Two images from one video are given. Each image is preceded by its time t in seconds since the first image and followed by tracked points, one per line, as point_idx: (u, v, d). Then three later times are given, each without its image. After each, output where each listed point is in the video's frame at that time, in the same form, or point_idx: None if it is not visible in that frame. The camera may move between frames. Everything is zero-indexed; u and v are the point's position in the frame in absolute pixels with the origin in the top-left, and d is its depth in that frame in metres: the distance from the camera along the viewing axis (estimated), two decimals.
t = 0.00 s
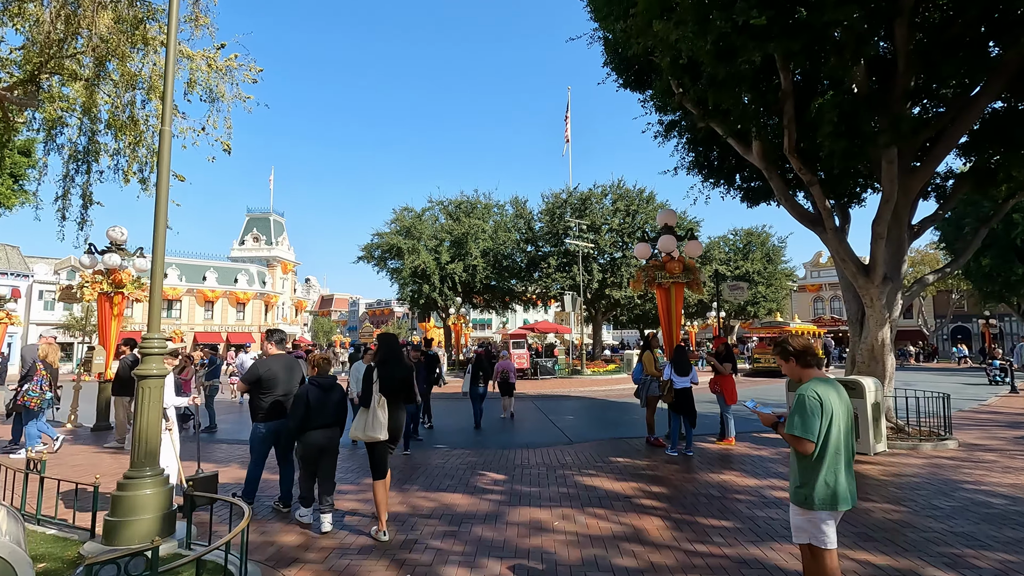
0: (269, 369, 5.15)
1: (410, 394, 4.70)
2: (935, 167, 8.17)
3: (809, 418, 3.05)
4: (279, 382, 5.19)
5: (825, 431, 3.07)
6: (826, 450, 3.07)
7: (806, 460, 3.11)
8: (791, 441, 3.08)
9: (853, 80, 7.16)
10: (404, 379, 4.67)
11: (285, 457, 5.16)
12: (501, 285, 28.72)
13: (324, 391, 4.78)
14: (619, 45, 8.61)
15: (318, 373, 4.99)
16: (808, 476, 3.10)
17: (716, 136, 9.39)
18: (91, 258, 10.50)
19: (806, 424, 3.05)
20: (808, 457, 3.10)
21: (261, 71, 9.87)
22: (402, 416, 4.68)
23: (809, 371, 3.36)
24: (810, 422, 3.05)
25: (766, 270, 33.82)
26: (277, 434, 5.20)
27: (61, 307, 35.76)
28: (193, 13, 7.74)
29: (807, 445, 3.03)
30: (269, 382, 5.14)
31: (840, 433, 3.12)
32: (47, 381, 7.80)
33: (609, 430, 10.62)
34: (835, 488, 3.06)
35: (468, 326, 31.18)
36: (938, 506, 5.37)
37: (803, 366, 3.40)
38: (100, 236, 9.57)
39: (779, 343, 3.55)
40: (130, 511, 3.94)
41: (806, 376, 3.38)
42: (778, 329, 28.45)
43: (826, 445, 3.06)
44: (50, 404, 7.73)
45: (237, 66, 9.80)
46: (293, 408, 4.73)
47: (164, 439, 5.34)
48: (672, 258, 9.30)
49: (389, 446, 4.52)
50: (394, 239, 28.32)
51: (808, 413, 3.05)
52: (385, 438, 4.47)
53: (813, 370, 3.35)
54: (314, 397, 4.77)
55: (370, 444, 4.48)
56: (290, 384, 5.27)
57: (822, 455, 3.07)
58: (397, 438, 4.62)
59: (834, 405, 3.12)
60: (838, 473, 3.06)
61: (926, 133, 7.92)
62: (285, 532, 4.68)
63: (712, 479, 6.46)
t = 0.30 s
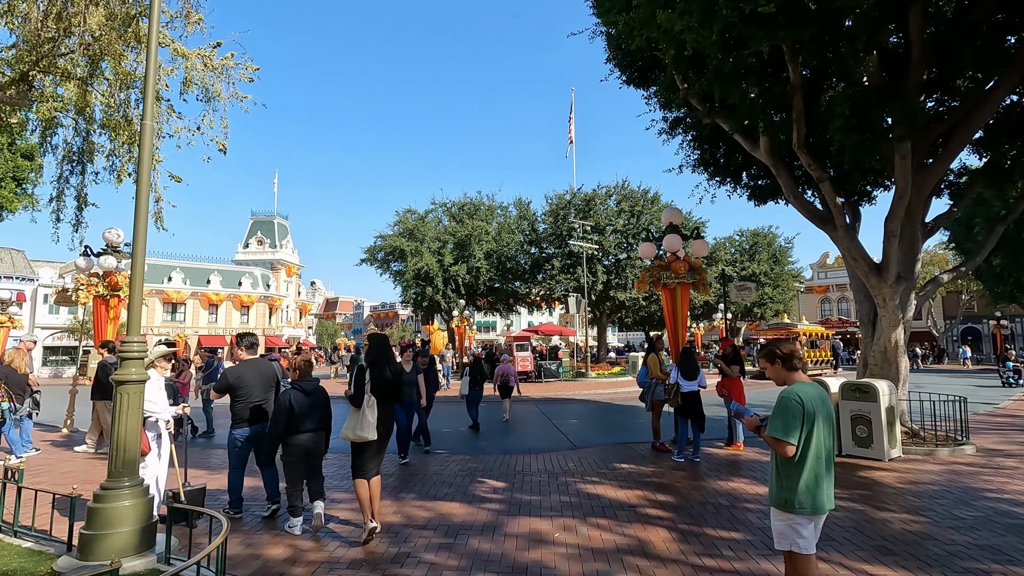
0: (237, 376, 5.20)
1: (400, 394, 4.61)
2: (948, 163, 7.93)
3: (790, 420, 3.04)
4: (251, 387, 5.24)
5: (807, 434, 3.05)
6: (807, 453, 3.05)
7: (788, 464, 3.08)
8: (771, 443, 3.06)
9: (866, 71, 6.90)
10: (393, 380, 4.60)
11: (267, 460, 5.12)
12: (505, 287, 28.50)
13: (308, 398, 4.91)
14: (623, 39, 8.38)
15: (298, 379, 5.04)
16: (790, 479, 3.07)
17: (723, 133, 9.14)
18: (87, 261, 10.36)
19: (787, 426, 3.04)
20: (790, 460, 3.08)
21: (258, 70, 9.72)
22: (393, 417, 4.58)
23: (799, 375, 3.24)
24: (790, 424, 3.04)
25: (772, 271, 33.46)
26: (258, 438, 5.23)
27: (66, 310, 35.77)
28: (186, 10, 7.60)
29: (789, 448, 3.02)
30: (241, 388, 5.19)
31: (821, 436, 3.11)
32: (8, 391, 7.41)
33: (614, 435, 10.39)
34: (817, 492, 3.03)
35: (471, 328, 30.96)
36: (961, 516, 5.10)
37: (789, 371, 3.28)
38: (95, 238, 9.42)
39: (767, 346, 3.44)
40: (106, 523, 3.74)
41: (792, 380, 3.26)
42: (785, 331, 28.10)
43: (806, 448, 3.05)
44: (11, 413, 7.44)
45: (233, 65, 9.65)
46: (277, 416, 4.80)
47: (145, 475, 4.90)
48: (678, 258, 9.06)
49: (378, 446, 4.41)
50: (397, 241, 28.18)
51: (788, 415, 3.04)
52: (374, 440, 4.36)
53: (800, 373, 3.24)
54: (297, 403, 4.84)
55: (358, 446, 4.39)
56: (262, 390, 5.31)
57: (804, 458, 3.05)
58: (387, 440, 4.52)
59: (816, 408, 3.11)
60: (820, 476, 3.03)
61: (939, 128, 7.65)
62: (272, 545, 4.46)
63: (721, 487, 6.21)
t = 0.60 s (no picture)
0: (215, 383, 5.23)
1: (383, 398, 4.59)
2: (954, 162, 7.74)
3: (762, 419, 2.96)
4: (228, 394, 5.26)
5: (778, 434, 2.98)
6: (777, 454, 2.97)
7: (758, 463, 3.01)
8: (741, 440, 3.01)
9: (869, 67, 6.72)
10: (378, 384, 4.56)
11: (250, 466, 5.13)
12: (506, 290, 28.39)
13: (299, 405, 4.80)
14: (621, 38, 8.24)
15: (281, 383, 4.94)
16: (756, 477, 3.01)
17: (723, 132, 8.98)
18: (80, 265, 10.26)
19: (758, 425, 2.96)
20: (758, 459, 3.01)
21: (252, 71, 9.62)
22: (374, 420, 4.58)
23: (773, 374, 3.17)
24: (762, 424, 2.96)
25: (776, 272, 33.20)
26: (239, 446, 5.25)
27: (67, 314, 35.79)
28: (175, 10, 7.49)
29: (760, 448, 2.94)
30: (218, 396, 5.21)
31: (796, 439, 3.01)
32: None
33: (614, 439, 10.22)
34: (784, 493, 2.94)
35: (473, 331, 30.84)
36: (971, 526, 4.91)
37: (763, 371, 3.21)
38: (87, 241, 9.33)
39: (738, 343, 3.32)
40: (77, 537, 3.59)
41: (764, 382, 3.21)
42: (789, 333, 27.86)
43: (777, 448, 2.97)
44: None
45: (226, 65, 9.54)
46: (261, 419, 4.72)
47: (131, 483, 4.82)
48: (677, 259, 8.89)
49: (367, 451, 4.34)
50: (398, 244, 28.12)
51: (760, 415, 2.96)
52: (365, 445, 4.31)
53: (773, 375, 3.18)
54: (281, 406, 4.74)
55: (348, 453, 4.29)
56: (240, 397, 5.32)
57: (773, 457, 2.99)
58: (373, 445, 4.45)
59: (792, 411, 3.01)
60: (789, 478, 2.94)
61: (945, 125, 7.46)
62: (254, 557, 4.31)
63: (722, 495, 6.02)
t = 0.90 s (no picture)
0: (199, 382, 5.10)
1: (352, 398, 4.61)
2: (951, 159, 7.60)
3: (718, 421, 2.87)
4: (212, 394, 5.14)
5: (732, 435, 2.89)
6: (733, 455, 2.88)
7: (715, 466, 2.91)
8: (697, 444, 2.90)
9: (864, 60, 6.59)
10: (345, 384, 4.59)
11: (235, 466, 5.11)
12: (504, 291, 28.29)
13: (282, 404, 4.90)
14: (612, 34, 8.14)
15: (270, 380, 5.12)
16: (713, 481, 2.90)
17: (718, 130, 8.86)
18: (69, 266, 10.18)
19: (714, 427, 2.87)
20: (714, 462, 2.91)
21: (241, 69, 9.54)
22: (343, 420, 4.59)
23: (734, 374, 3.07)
24: (718, 425, 2.86)
25: (776, 273, 33.03)
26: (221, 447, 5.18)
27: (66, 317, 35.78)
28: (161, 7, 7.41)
29: (715, 450, 2.84)
30: (204, 394, 5.08)
31: (752, 440, 2.93)
32: None
33: (608, 442, 10.08)
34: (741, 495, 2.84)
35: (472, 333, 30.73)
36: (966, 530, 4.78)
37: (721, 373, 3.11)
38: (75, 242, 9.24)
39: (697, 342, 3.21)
40: (40, 543, 3.48)
41: (721, 383, 3.11)
42: (790, 334, 27.69)
43: (733, 450, 2.88)
44: None
45: (216, 64, 9.46)
46: (246, 414, 4.90)
47: (113, 486, 4.62)
48: (671, 259, 8.77)
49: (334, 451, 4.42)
50: (396, 245, 28.05)
51: (715, 416, 2.87)
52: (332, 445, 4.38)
53: (730, 377, 3.08)
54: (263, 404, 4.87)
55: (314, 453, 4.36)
56: (224, 397, 5.22)
57: (728, 459, 2.90)
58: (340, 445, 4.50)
59: (747, 411, 2.94)
60: (747, 480, 2.85)
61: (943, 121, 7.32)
62: (228, 563, 4.20)
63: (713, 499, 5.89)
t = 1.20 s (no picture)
0: (171, 383, 5.00)
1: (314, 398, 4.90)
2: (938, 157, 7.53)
3: (667, 420, 3.01)
4: (184, 395, 5.04)
5: (676, 434, 3.04)
6: (677, 452, 3.04)
7: (658, 463, 3.04)
8: (645, 442, 3.01)
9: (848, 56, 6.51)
10: (307, 386, 4.88)
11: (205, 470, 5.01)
12: (498, 291, 28.19)
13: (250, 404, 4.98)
14: (595, 31, 8.04)
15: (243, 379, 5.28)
16: (657, 478, 3.03)
17: (704, 128, 8.78)
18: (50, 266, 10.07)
19: (663, 427, 3.00)
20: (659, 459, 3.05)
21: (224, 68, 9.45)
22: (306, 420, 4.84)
23: (669, 372, 3.20)
24: (666, 424, 3.00)
25: (772, 273, 32.96)
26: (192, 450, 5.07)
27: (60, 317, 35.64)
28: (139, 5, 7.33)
29: (661, 448, 2.99)
30: (175, 397, 4.98)
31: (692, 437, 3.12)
32: None
33: (595, 443, 9.99)
34: (681, 491, 3.02)
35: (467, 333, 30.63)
36: (947, 533, 4.69)
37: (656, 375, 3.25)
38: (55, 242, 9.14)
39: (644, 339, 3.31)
40: None
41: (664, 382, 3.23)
42: (785, 334, 27.59)
43: (678, 448, 3.03)
44: None
45: (199, 63, 9.38)
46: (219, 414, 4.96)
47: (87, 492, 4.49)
48: (657, 258, 8.69)
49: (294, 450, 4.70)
50: (390, 245, 27.94)
51: (664, 415, 3.01)
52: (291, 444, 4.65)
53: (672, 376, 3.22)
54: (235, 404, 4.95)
55: (277, 452, 4.63)
56: (196, 399, 5.12)
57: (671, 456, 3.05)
58: (301, 444, 4.75)
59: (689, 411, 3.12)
60: (688, 476, 3.02)
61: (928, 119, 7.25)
62: (189, 570, 4.10)
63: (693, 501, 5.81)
